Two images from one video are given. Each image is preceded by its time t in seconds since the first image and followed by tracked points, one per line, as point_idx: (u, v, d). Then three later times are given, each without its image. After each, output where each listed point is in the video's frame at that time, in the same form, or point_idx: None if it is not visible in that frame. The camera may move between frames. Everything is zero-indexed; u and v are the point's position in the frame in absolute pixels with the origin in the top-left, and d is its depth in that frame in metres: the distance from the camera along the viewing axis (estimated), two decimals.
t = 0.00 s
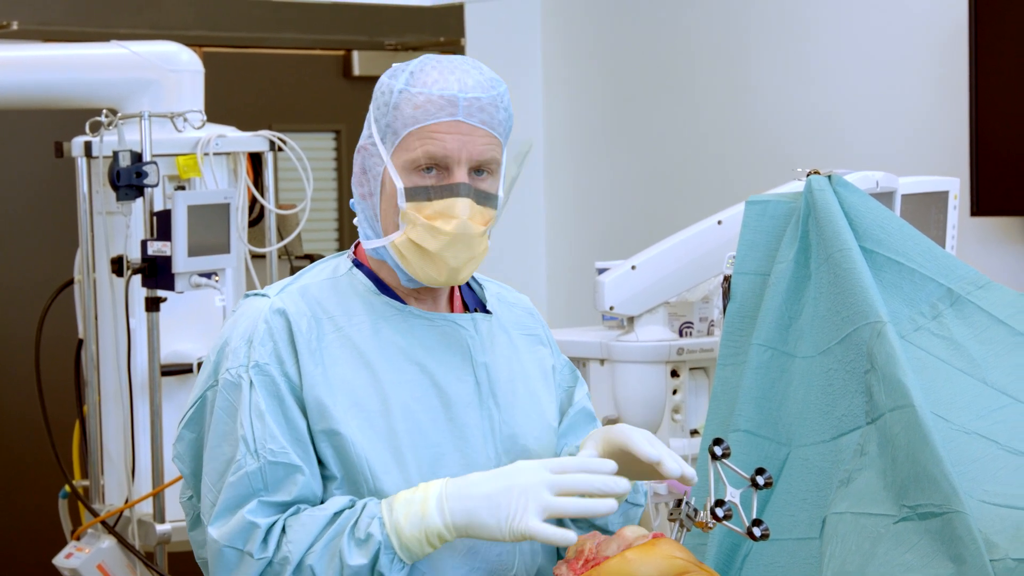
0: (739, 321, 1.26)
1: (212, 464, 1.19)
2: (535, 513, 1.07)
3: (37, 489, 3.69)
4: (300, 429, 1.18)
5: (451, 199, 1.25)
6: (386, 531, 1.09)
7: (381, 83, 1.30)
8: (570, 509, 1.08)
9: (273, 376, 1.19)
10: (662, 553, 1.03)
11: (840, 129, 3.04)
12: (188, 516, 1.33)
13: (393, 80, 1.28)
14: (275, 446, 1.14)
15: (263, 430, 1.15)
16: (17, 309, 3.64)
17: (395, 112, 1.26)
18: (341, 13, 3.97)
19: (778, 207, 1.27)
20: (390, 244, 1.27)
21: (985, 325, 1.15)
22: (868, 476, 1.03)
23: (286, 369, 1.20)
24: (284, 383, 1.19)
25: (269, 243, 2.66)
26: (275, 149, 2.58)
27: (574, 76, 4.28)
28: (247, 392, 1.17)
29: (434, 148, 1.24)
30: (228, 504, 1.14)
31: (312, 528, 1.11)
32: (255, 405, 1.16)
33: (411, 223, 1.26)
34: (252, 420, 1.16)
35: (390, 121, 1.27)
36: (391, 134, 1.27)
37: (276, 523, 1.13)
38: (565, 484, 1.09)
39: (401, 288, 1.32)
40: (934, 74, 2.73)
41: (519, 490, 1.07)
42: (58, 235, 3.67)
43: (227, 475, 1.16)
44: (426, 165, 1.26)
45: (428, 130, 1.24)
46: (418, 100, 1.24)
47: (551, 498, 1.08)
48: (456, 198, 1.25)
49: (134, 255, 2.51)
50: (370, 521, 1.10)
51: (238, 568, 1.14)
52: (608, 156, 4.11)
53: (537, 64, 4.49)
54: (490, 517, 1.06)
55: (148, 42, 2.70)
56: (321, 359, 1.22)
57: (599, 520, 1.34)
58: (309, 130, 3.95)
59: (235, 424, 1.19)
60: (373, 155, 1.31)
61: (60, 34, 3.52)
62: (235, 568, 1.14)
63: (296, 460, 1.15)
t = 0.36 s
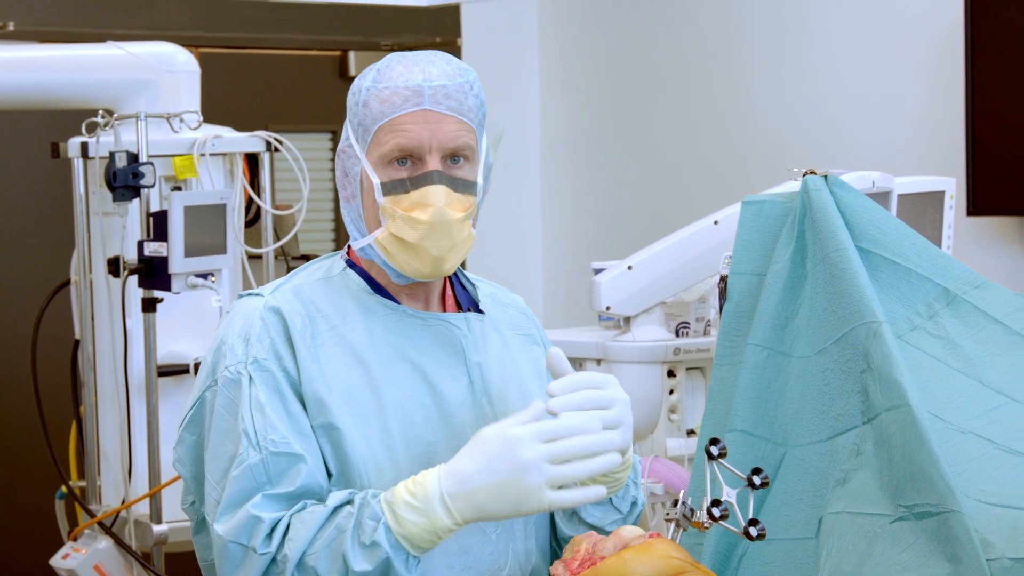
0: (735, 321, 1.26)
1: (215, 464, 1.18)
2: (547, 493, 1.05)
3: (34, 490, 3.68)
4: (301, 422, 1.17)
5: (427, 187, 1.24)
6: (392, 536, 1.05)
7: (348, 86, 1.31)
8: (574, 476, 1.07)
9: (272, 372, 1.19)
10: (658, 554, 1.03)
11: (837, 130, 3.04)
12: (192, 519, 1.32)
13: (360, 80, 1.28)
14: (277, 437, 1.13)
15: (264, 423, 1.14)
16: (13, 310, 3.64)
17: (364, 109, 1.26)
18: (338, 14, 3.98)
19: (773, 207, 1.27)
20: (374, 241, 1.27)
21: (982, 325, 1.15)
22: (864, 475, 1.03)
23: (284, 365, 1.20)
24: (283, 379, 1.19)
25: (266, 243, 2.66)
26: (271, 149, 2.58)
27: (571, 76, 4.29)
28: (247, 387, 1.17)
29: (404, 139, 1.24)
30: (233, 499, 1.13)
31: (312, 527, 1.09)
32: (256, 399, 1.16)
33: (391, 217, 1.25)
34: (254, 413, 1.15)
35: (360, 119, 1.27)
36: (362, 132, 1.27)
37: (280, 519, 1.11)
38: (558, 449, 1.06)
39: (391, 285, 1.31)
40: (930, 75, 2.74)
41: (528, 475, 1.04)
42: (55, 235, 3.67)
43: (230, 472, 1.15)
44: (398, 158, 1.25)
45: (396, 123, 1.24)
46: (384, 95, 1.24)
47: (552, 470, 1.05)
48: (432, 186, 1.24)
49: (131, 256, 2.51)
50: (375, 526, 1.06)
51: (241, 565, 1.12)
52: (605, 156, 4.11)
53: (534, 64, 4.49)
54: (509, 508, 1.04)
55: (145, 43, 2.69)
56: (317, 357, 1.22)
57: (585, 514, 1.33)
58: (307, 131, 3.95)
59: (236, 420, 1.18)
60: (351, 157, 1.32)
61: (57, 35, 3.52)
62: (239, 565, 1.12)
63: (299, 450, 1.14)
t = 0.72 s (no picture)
0: (735, 321, 1.26)
1: (224, 459, 1.17)
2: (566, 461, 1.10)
3: (34, 489, 3.69)
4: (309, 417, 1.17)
5: (433, 185, 1.24)
6: (414, 509, 1.05)
7: (358, 82, 1.31)
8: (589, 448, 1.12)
9: (280, 368, 1.18)
10: (658, 555, 1.02)
11: (837, 130, 3.04)
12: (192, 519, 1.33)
13: (370, 77, 1.29)
14: (291, 427, 1.13)
15: (276, 415, 1.14)
16: (13, 310, 3.64)
17: (372, 105, 1.26)
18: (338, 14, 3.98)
19: (774, 208, 1.27)
20: (376, 238, 1.27)
21: (981, 325, 1.15)
22: (864, 477, 1.03)
23: (290, 361, 1.20)
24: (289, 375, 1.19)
25: (266, 243, 2.66)
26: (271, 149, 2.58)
27: (571, 76, 4.29)
28: (257, 381, 1.16)
29: (410, 137, 1.24)
30: (248, 491, 1.12)
31: (329, 508, 1.09)
32: (266, 391, 1.15)
33: (395, 215, 1.26)
34: (264, 406, 1.14)
35: (368, 115, 1.27)
36: (369, 129, 1.27)
37: (297, 506, 1.10)
38: (575, 419, 1.12)
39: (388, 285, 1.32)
40: (930, 76, 2.74)
41: (551, 440, 1.09)
42: (56, 234, 3.67)
43: (243, 465, 1.14)
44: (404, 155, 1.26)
45: (403, 120, 1.24)
46: (393, 92, 1.24)
47: (573, 439, 1.11)
48: (438, 183, 1.24)
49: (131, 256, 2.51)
50: (395, 499, 1.06)
51: (259, 555, 1.10)
52: (604, 156, 4.11)
53: (534, 65, 4.49)
54: (533, 474, 1.08)
55: (146, 43, 2.69)
56: (320, 355, 1.22)
57: (583, 502, 1.32)
58: (307, 131, 3.95)
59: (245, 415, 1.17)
60: (355, 154, 1.32)
61: (57, 35, 3.52)
62: (258, 554, 1.10)
63: (311, 441, 1.14)
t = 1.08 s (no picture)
0: (735, 323, 1.26)
1: (222, 452, 1.16)
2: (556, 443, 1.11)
3: (34, 489, 3.69)
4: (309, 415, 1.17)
5: (444, 193, 1.24)
6: (407, 494, 1.06)
7: (374, 85, 1.31)
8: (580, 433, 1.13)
9: (281, 366, 1.18)
10: (659, 556, 1.02)
11: (837, 132, 3.04)
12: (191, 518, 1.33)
13: (386, 80, 1.28)
14: (290, 424, 1.13)
15: (276, 411, 1.13)
16: (13, 310, 3.64)
17: (387, 109, 1.26)
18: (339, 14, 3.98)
19: (775, 209, 1.27)
20: (383, 241, 1.27)
21: (981, 327, 1.15)
22: (865, 478, 1.03)
23: (291, 358, 1.20)
24: (290, 373, 1.19)
25: (267, 244, 2.66)
26: (273, 150, 2.59)
27: (572, 78, 4.29)
28: (257, 378, 1.16)
29: (423, 143, 1.24)
30: (246, 487, 1.11)
31: (324, 499, 1.09)
32: (266, 388, 1.15)
33: (403, 219, 1.26)
34: (264, 402, 1.14)
35: (382, 119, 1.27)
36: (383, 132, 1.27)
37: (293, 500, 1.10)
38: (563, 404, 1.13)
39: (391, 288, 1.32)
40: (931, 78, 2.74)
41: (541, 420, 1.10)
42: (56, 235, 3.67)
43: (242, 460, 1.14)
44: (416, 161, 1.26)
45: (418, 126, 1.24)
46: (409, 97, 1.24)
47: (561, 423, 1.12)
48: (449, 192, 1.25)
49: (132, 256, 2.51)
50: (390, 487, 1.06)
51: (256, 549, 1.10)
52: (605, 157, 4.11)
53: (535, 66, 4.50)
54: (523, 456, 1.09)
55: (147, 43, 2.70)
56: (321, 354, 1.22)
57: (585, 501, 1.32)
58: (308, 132, 3.95)
59: (244, 411, 1.17)
60: (366, 155, 1.31)
61: (58, 35, 3.52)
62: (254, 549, 1.10)
63: (311, 437, 1.14)
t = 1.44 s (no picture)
0: (735, 325, 1.26)
1: (217, 470, 1.19)
2: (556, 504, 1.05)
3: (34, 493, 3.68)
4: (303, 429, 1.17)
5: (433, 197, 1.24)
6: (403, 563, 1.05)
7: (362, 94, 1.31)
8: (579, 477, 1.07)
9: (276, 380, 1.19)
10: (658, 557, 1.02)
11: (836, 134, 3.05)
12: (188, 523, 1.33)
13: (372, 88, 1.29)
14: (278, 446, 1.13)
15: (265, 432, 1.14)
16: (13, 313, 3.64)
17: (374, 117, 1.26)
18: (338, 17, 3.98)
19: (774, 211, 1.27)
20: (378, 250, 1.27)
21: (981, 329, 1.15)
22: (864, 480, 1.03)
23: (288, 372, 1.21)
24: (286, 386, 1.19)
25: (266, 247, 2.66)
26: (272, 153, 2.59)
27: (571, 79, 4.29)
28: (250, 395, 1.17)
29: (410, 148, 1.24)
30: (236, 509, 1.12)
31: (318, 553, 1.08)
32: (258, 406, 1.16)
33: (396, 226, 1.26)
34: (256, 421, 1.15)
35: (370, 128, 1.27)
36: (371, 141, 1.27)
37: (285, 539, 1.10)
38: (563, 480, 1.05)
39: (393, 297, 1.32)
40: (930, 80, 2.74)
41: (532, 491, 1.03)
42: (56, 238, 3.67)
43: (234, 478, 1.14)
44: (406, 167, 1.26)
45: (405, 132, 1.24)
46: (393, 104, 1.24)
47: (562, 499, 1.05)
48: (439, 195, 1.24)
49: (131, 259, 2.51)
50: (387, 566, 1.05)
51: None
52: (604, 160, 4.11)
53: (534, 68, 4.50)
54: (526, 529, 1.03)
55: (146, 46, 2.70)
56: (318, 365, 1.22)
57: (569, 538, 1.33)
58: (308, 135, 3.95)
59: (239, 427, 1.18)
60: (358, 166, 1.30)
61: (57, 38, 3.52)
62: None
63: (298, 460, 1.13)
